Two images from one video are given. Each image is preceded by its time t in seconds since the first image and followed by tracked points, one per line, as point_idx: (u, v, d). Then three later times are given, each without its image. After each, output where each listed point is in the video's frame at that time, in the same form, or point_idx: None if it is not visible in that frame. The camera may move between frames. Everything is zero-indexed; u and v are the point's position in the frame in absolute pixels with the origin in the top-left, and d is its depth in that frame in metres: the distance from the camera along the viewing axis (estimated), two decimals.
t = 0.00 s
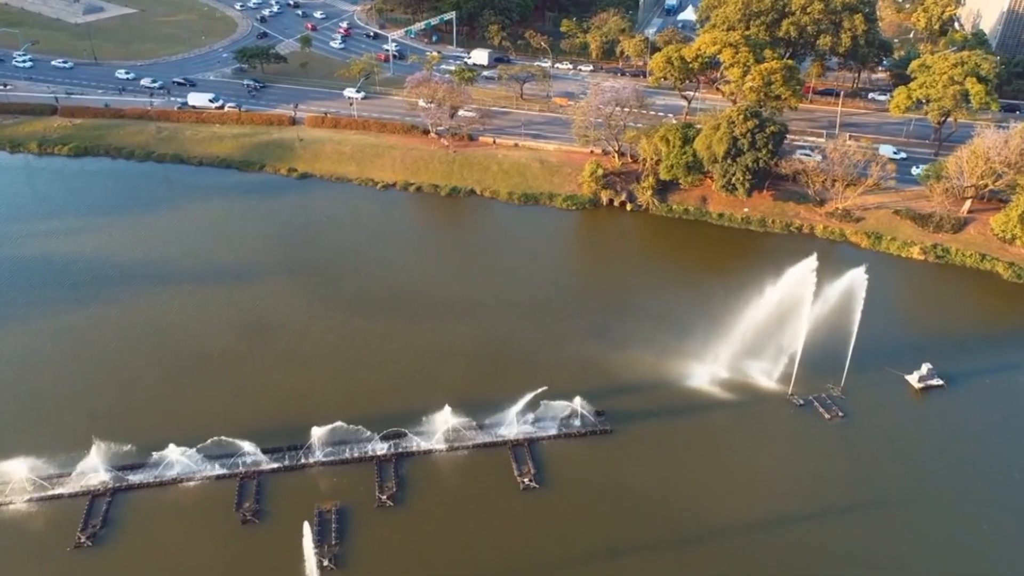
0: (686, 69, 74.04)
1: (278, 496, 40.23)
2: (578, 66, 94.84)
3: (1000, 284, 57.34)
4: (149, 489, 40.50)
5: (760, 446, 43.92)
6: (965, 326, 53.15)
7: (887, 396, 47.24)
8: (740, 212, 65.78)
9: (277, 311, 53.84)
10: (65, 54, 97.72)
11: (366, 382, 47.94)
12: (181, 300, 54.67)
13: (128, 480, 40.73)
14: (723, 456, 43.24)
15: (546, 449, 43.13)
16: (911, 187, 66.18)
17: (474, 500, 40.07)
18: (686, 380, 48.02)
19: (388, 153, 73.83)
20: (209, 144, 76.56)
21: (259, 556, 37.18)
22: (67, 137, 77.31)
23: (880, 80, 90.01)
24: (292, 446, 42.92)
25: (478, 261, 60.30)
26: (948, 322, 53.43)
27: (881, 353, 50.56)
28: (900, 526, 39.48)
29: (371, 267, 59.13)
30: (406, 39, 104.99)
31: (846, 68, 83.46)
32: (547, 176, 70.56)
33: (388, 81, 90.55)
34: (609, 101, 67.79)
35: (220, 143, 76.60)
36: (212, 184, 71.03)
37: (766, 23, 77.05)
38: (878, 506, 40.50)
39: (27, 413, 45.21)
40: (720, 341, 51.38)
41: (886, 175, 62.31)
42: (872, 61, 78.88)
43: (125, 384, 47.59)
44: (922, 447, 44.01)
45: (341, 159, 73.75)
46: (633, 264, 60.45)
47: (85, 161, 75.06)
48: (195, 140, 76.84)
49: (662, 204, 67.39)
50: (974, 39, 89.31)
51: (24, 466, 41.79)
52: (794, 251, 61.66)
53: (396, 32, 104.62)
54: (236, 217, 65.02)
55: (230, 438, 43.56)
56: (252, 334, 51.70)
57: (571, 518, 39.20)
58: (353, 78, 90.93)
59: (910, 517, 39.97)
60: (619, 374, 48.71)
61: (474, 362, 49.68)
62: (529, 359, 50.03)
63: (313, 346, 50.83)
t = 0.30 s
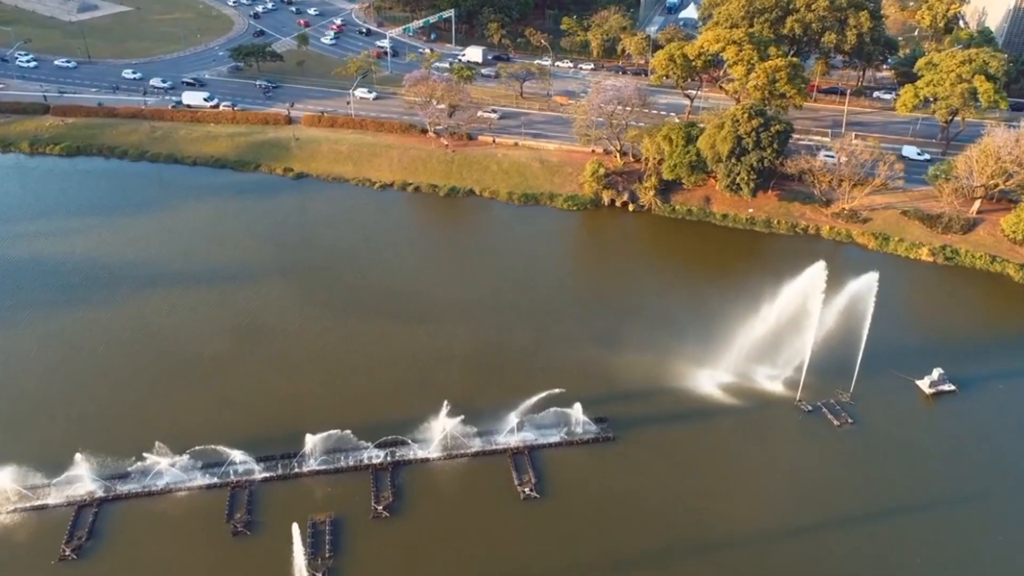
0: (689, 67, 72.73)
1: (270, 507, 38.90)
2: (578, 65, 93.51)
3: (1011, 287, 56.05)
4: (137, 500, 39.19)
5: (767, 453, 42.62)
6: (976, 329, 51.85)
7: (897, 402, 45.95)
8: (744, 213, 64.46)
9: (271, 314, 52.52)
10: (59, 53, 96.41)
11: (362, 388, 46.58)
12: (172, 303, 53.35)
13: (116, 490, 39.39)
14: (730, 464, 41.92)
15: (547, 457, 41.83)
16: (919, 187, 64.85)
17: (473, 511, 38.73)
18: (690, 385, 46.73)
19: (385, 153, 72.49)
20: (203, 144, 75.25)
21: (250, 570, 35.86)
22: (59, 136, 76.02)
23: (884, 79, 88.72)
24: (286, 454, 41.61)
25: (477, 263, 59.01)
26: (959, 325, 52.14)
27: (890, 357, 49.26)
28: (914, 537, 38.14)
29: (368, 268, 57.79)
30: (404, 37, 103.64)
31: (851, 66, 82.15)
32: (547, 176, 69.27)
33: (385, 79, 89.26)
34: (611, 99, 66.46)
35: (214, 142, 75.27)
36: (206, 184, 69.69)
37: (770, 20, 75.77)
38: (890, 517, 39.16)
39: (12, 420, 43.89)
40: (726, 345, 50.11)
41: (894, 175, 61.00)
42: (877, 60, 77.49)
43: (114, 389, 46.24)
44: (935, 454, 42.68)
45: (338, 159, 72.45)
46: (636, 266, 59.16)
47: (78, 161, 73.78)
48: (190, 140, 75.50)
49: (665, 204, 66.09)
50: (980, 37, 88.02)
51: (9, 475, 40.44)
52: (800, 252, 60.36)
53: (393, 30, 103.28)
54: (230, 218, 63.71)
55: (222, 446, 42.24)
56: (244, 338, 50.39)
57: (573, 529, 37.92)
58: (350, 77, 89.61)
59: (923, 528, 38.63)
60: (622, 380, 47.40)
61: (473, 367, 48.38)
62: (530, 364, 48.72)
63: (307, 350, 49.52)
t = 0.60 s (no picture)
0: (692, 65, 71.45)
1: (262, 517, 37.62)
2: (579, 63, 92.16)
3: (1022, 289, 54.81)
4: (125, 510, 37.92)
5: (776, 462, 41.35)
6: (988, 333, 50.58)
7: (909, 408, 44.70)
8: (749, 213, 63.19)
9: (265, 317, 51.23)
10: (52, 51, 95.16)
11: (358, 393, 45.28)
12: (164, 305, 52.06)
13: (103, 501, 38.12)
14: (737, 472, 40.68)
15: (548, 465, 40.56)
16: (928, 187, 63.58)
17: (472, 521, 37.48)
18: (696, 391, 45.47)
19: (383, 152, 71.21)
20: (198, 143, 73.93)
21: None
22: (52, 136, 74.75)
23: (889, 77, 87.53)
24: (279, 463, 40.35)
25: (476, 264, 57.76)
26: (970, 329, 50.89)
27: (900, 362, 48.02)
28: (928, 548, 36.86)
29: (364, 270, 56.50)
30: (402, 34, 102.31)
31: (856, 64, 80.87)
32: (548, 175, 68.00)
33: (383, 77, 87.96)
34: (613, 98, 65.30)
35: (209, 141, 73.96)
36: (201, 183, 68.47)
37: (774, 18, 74.62)
38: (903, 527, 37.88)
39: None
40: (732, 349, 48.89)
41: (902, 175, 59.76)
42: (883, 57, 75.80)
43: (102, 395, 44.94)
44: (948, 462, 41.44)
45: (335, 158, 71.19)
46: (639, 268, 57.92)
47: (70, 160, 72.49)
48: (184, 139, 74.22)
49: (668, 204, 64.81)
50: (987, 35, 86.78)
51: None
52: (807, 254, 59.12)
53: (392, 27, 101.98)
54: (224, 219, 62.44)
55: (214, 454, 40.99)
56: (237, 342, 49.09)
57: (576, 541, 36.64)
58: (348, 75, 88.34)
59: (937, 538, 37.35)
60: (626, 385, 46.12)
61: (472, 371, 47.10)
62: (531, 369, 47.46)
63: (302, 354, 48.23)
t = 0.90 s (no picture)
0: (695, 63, 70.24)
1: (254, 529, 36.36)
2: (580, 61, 90.80)
3: None
4: (112, 522, 36.68)
5: (784, 471, 40.12)
6: (1000, 338, 49.32)
7: (920, 415, 43.48)
8: (754, 214, 61.95)
9: (259, 321, 50.01)
10: (46, 50, 93.90)
11: (354, 399, 44.00)
12: (155, 309, 50.81)
13: (90, 512, 36.88)
14: (744, 482, 39.45)
15: (549, 475, 39.32)
16: (936, 187, 62.29)
17: (471, 533, 36.21)
18: (701, 397, 44.25)
19: (381, 152, 69.97)
20: (192, 143, 72.66)
21: None
22: (44, 135, 73.53)
23: (895, 76, 86.28)
24: (272, 472, 39.15)
25: (475, 266, 56.51)
26: (982, 334, 49.65)
27: (911, 367, 46.80)
28: (943, 561, 35.59)
29: (361, 273, 55.26)
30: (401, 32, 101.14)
31: (861, 63, 79.69)
32: (549, 175, 66.76)
33: (381, 76, 86.65)
34: (615, 96, 63.98)
35: (204, 141, 72.70)
36: (195, 183, 67.25)
37: (779, 15, 73.26)
38: (917, 538, 36.63)
39: None
40: (739, 353, 47.66)
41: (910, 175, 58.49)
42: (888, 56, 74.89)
43: (90, 401, 43.67)
44: (961, 471, 40.19)
45: (332, 158, 69.93)
46: (642, 270, 56.70)
47: (63, 160, 71.26)
48: (179, 138, 72.96)
49: (671, 205, 63.59)
50: (993, 33, 85.51)
51: None
52: (813, 256, 57.90)
53: (390, 26, 100.80)
54: (218, 220, 61.20)
55: (205, 463, 39.77)
56: (231, 346, 47.87)
57: (578, 554, 35.41)
58: (345, 74, 87.04)
59: (952, 550, 36.09)
60: (629, 391, 44.87)
61: (472, 377, 45.87)
62: (531, 374, 46.21)
63: (297, 358, 47.01)
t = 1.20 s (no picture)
0: (698, 61, 69.02)
1: (245, 542, 35.14)
2: (581, 60, 89.48)
3: None
4: (99, 534, 35.45)
5: (792, 480, 38.90)
6: (1012, 342, 48.09)
7: (932, 422, 42.27)
8: (759, 215, 60.75)
9: (253, 325, 48.79)
10: (39, 48, 92.62)
11: (349, 406, 42.76)
12: (146, 313, 49.58)
13: (75, 524, 35.66)
14: (752, 492, 38.24)
15: (551, 485, 38.12)
16: (945, 187, 61.03)
17: (470, 546, 34.99)
18: (707, 403, 43.03)
19: (378, 151, 68.73)
20: (187, 142, 71.42)
21: None
22: (36, 135, 72.29)
23: (900, 74, 85.00)
24: (264, 481, 37.96)
25: (474, 269, 55.28)
26: (993, 338, 48.45)
27: (922, 373, 45.57)
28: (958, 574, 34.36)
29: (357, 275, 54.03)
30: (400, 31, 99.97)
31: (867, 61, 78.49)
32: (549, 175, 65.53)
33: (379, 74, 85.34)
34: (617, 95, 62.68)
35: (199, 140, 71.45)
36: (189, 184, 66.02)
37: (783, 12, 71.90)
38: (931, 551, 35.38)
39: None
40: (745, 358, 46.44)
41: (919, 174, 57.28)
42: (896, 53, 73.48)
43: (78, 407, 42.43)
44: (975, 480, 38.97)
45: (329, 157, 68.70)
46: (645, 272, 55.49)
47: (55, 160, 70.07)
48: (173, 138, 71.70)
49: (674, 205, 62.35)
50: (1000, 30, 84.27)
51: None
52: (820, 258, 56.66)
53: (388, 24, 99.61)
54: (212, 221, 59.98)
55: (195, 472, 38.57)
56: (223, 351, 46.65)
57: (581, 568, 34.19)
58: (343, 72, 85.78)
59: (968, 563, 34.85)
60: (633, 397, 43.65)
61: (471, 382, 44.62)
62: (532, 380, 44.96)
63: (291, 363, 45.78)
